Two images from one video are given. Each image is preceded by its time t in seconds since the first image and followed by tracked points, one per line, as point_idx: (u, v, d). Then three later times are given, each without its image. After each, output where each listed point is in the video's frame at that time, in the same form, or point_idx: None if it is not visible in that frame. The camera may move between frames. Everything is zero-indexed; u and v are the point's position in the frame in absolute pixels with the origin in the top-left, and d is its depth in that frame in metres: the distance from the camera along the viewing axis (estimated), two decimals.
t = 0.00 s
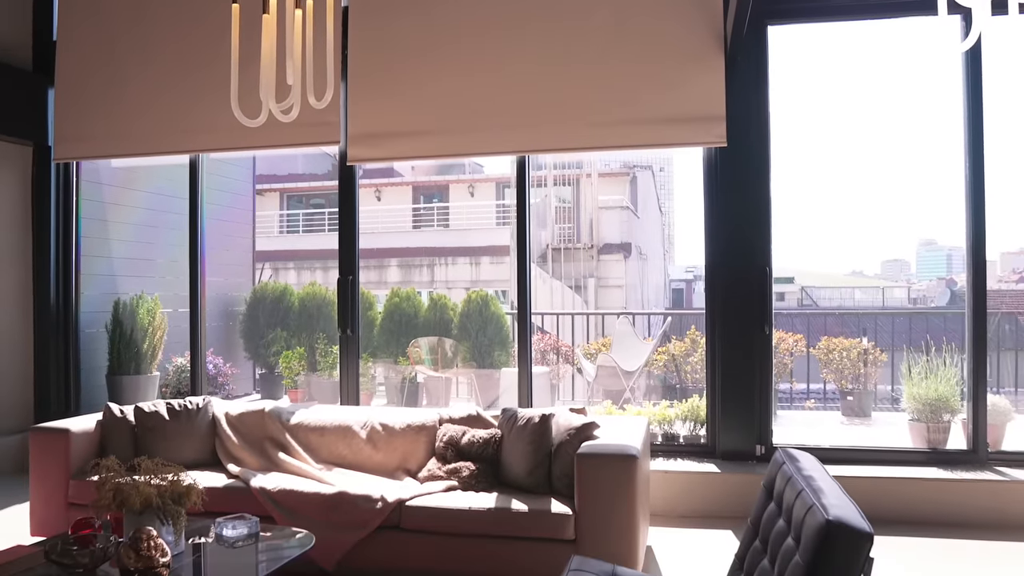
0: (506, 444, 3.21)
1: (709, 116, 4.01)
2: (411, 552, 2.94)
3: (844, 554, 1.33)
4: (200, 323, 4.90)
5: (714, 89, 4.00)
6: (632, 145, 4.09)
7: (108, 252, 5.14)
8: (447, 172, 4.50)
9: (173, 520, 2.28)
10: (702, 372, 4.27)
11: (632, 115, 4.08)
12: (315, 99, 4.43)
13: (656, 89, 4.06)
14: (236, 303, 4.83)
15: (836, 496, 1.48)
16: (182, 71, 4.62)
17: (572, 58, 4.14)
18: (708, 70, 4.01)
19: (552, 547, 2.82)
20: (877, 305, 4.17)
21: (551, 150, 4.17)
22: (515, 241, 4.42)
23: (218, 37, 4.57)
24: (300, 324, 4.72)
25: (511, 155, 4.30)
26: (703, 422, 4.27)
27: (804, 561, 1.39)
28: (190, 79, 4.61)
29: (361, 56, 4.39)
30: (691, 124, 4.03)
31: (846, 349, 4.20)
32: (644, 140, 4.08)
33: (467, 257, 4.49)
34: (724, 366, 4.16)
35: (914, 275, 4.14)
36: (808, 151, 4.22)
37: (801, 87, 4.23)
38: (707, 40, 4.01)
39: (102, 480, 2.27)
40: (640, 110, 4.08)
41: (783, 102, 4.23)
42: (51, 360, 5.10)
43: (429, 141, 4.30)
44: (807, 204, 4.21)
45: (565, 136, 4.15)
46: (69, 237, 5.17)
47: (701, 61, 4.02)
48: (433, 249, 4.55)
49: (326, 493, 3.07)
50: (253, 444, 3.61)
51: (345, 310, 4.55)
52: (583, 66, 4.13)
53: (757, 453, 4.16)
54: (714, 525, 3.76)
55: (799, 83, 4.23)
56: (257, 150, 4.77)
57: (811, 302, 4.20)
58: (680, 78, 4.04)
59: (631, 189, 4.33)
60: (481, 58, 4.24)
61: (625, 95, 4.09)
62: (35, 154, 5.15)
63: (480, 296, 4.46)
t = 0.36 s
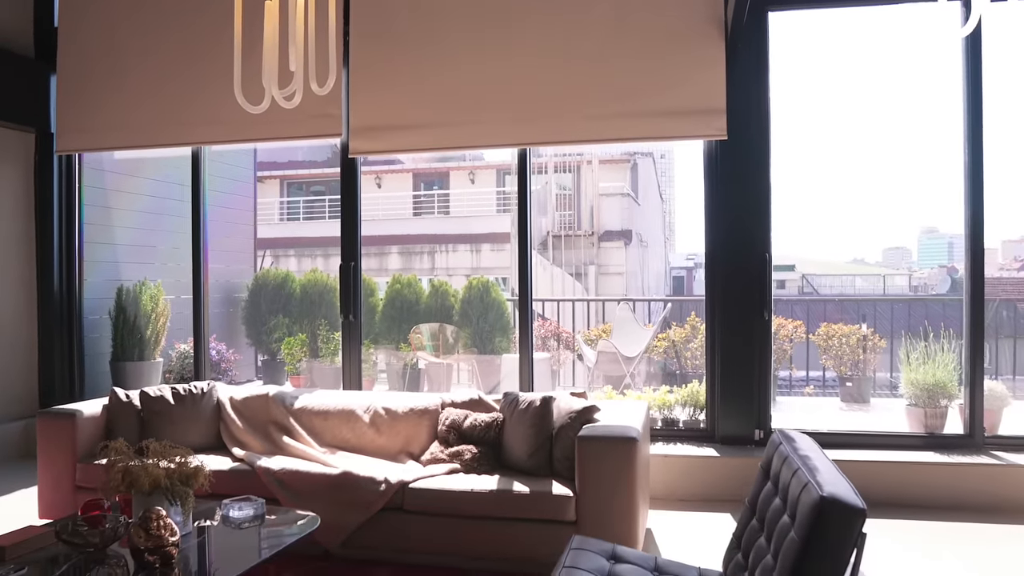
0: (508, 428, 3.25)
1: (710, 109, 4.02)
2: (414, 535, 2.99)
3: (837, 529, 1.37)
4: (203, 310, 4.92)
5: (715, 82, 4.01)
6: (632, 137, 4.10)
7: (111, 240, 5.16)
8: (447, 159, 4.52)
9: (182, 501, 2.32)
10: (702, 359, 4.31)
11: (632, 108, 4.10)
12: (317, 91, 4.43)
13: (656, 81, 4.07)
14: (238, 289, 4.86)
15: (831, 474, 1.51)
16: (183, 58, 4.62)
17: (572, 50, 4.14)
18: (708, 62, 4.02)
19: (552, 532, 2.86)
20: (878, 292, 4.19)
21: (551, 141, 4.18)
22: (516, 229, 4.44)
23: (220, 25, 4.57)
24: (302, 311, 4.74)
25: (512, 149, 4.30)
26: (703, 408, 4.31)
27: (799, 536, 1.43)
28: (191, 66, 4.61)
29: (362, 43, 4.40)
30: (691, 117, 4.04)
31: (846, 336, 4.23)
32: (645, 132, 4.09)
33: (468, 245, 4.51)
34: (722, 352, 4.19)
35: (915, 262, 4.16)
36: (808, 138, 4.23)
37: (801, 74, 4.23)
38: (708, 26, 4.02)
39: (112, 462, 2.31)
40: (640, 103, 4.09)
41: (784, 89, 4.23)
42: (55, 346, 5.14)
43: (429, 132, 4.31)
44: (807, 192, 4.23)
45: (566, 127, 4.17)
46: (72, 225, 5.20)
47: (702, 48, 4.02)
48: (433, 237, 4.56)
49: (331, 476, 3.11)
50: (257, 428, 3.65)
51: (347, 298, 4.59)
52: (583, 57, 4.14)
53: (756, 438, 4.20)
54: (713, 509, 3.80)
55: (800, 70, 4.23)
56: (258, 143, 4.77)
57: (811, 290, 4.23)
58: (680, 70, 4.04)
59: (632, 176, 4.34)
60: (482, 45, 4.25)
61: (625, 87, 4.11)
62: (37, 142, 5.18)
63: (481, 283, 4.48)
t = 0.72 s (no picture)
0: (510, 417, 3.29)
1: (710, 107, 4.04)
2: (417, 522, 3.03)
3: (830, 514, 1.41)
4: (207, 301, 4.95)
5: (715, 75, 4.03)
6: (632, 133, 4.12)
7: (115, 231, 5.18)
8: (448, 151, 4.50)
9: (189, 488, 2.37)
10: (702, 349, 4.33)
11: (633, 106, 4.11)
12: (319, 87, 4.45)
13: (656, 77, 4.08)
14: (241, 280, 4.89)
15: (825, 459, 1.55)
16: (185, 49, 4.63)
17: (572, 46, 4.16)
18: (708, 58, 4.04)
19: (554, 522, 2.90)
20: (881, 284, 4.21)
21: (552, 136, 4.20)
22: (518, 220, 4.47)
23: (221, 18, 4.59)
24: (304, 302, 4.77)
25: (513, 146, 4.33)
26: (703, 398, 4.34)
27: (793, 521, 1.46)
28: (193, 60, 4.62)
29: (364, 35, 4.41)
30: (691, 115, 4.06)
31: (846, 327, 4.25)
32: (645, 130, 4.11)
33: (469, 236, 4.54)
34: (722, 342, 4.22)
35: (918, 254, 4.18)
36: (809, 129, 4.24)
37: (802, 65, 4.24)
38: (710, 18, 4.03)
39: (120, 448, 2.34)
40: (640, 100, 4.11)
41: (785, 80, 4.24)
42: (59, 337, 5.18)
43: (430, 130, 4.34)
44: (808, 183, 4.24)
45: (566, 122, 4.19)
46: (76, 217, 5.23)
47: (704, 40, 4.04)
48: (435, 228, 4.59)
49: (335, 463, 3.15)
50: (262, 417, 3.69)
51: (349, 290, 4.62)
52: (584, 52, 4.15)
53: (755, 427, 4.24)
54: (712, 497, 3.84)
55: (800, 61, 4.24)
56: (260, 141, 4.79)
57: (814, 281, 4.25)
58: (680, 65, 4.06)
59: (634, 167, 4.36)
60: (484, 38, 4.26)
61: (625, 83, 4.12)
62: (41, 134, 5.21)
63: (483, 274, 4.51)
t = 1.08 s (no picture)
0: (511, 410, 3.32)
1: (706, 110, 4.08)
2: (419, 514, 3.07)
3: (819, 502, 1.45)
4: (211, 296, 4.99)
5: (716, 70, 4.06)
6: (631, 135, 4.15)
7: (119, 226, 5.23)
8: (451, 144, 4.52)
9: (196, 479, 2.40)
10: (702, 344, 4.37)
11: (629, 110, 4.15)
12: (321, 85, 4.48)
13: (655, 77, 4.11)
14: (244, 276, 4.93)
15: (817, 448, 1.58)
16: (188, 46, 4.66)
17: (573, 46, 4.19)
18: (707, 58, 4.07)
19: (554, 515, 2.94)
20: (885, 280, 4.24)
21: (552, 134, 4.23)
22: (520, 215, 4.50)
23: (224, 16, 4.61)
24: (307, 297, 4.81)
25: (513, 149, 4.36)
26: (703, 392, 4.38)
27: (784, 509, 1.50)
28: (196, 57, 4.66)
29: (366, 32, 4.44)
30: (686, 118, 4.10)
31: (847, 322, 4.28)
32: (643, 132, 4.14)
33: (471, 232, 4.56)
34: (722, 336, 4.25)
35: (921, 249, 4.20)
36: (808, 125, 4.26)
37: (802, 61, 4.26)
38: (710, 15, 4.05)
39: (128, 441, 2.38)
40: (637, 103, 4.14)
41: (784, 76, 4.27)
42: (64, 332, 5.23)
43: (430, 132, 4.37)
44: (807, 178, 4.27)
45: (567, 119, 4.22)
46: (81, 213, 5.27)
47: (703, 36, 4.06)
48: (437, 224, 4.61)
49: (339, 456, 3.19)
50: (266, 411, 3.73)
51: (352, 285, 4.66)
52: (583, 51, 4.18)
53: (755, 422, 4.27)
54: (712, 490, 3.88)
55: (800, 58, 4.26)
56: (263, 144, 4.82)
57: (817, 277, 4.28)
58: (679, 64, 4.09)
59: (636, 163, 4.38)
60: (485, 34, 4.28)
61: (625, 82, 4.15)
62: (46, 131, 5.25)
63: (485, 269, 4.54)
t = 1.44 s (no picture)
0: (511, 405, 3.35)
1: (704, 115, 4.11)
2: (420, 508, 3.10)
3: (808, 497, 1.48)
4: (213, 294, 5.03)
5: (714, 68, 4.09)
6: (631, 140, 4.18)
7: (123, 224, 5.27)
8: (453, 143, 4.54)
9: (200, 473, 2.44)
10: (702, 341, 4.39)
11: (627, 116, 4.18)
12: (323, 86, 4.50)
13: (654, 80, 4.15)
14: (247, 274, 4.96)
15: (808, 443, 1.62)
16: (191, 45, 4.69)
17: (572, 50, 4.21)
18: (705, 59, 4.10)
19: (553, 511, 2.97)
20: (888, 277, 4.26)
21: (552, 134, 4.26)
22: (521, 214, 4.53)
23: (226, 18, 4.65)
24: (310, 295, 4.84)
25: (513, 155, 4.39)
26: (702, 388, 4.41)
27: (775, 503, 1.54)
28: (199, 58, 4.69)
29: (367, 31, 4.47)
30: (685, 123, 4.13)
31: (846, 319, 4.31)
32: (643, 137, 4.17)
33: (472, 230, 4.60)
34: (722, 334, 4.28)
35: (925, 246, 4.23)
36: (807, 124, 4.29)
37: (800, 60, 4.29)
38: (707, 14, 4.09)
39: (133, 435, 2.41)
40: (636, 108, 4.17)
41: (783, 75, 4.30)
42: (68, 329, 5.27)
43: (431, 136, 4.40)
44: (806, 176, 4.29)
45: (566, 118, 4.24)
46: (85, 211, 5.31)
47: (702, 36, 4.09)
48: (438, 222, 4.64)
49: (340, 451, 3.23)
50: (269, 407, 3.77)
51: (354, 283, 4.69)
52: (583, 54, 4.21)
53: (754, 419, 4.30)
54: (712, 486, 3.91)
55: (798, 57, 4.29)
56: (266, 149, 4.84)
57: (820, 275, 4.30)
58: (678, 68, 4.12)
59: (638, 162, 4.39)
60: (485, 34, 4.31)
61: (624, 85, 4.18)
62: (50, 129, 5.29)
63: (486, 267, 4.58)
